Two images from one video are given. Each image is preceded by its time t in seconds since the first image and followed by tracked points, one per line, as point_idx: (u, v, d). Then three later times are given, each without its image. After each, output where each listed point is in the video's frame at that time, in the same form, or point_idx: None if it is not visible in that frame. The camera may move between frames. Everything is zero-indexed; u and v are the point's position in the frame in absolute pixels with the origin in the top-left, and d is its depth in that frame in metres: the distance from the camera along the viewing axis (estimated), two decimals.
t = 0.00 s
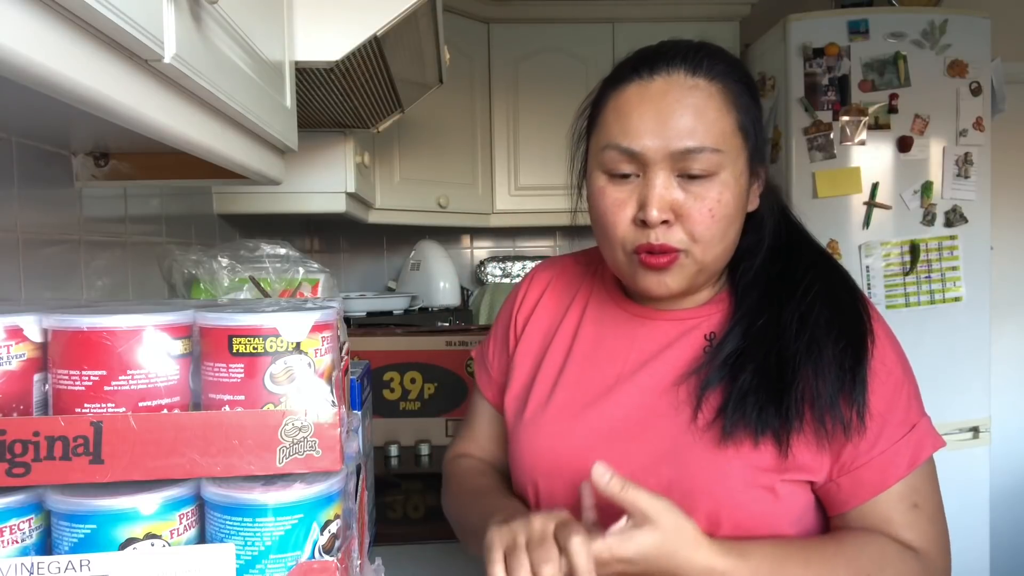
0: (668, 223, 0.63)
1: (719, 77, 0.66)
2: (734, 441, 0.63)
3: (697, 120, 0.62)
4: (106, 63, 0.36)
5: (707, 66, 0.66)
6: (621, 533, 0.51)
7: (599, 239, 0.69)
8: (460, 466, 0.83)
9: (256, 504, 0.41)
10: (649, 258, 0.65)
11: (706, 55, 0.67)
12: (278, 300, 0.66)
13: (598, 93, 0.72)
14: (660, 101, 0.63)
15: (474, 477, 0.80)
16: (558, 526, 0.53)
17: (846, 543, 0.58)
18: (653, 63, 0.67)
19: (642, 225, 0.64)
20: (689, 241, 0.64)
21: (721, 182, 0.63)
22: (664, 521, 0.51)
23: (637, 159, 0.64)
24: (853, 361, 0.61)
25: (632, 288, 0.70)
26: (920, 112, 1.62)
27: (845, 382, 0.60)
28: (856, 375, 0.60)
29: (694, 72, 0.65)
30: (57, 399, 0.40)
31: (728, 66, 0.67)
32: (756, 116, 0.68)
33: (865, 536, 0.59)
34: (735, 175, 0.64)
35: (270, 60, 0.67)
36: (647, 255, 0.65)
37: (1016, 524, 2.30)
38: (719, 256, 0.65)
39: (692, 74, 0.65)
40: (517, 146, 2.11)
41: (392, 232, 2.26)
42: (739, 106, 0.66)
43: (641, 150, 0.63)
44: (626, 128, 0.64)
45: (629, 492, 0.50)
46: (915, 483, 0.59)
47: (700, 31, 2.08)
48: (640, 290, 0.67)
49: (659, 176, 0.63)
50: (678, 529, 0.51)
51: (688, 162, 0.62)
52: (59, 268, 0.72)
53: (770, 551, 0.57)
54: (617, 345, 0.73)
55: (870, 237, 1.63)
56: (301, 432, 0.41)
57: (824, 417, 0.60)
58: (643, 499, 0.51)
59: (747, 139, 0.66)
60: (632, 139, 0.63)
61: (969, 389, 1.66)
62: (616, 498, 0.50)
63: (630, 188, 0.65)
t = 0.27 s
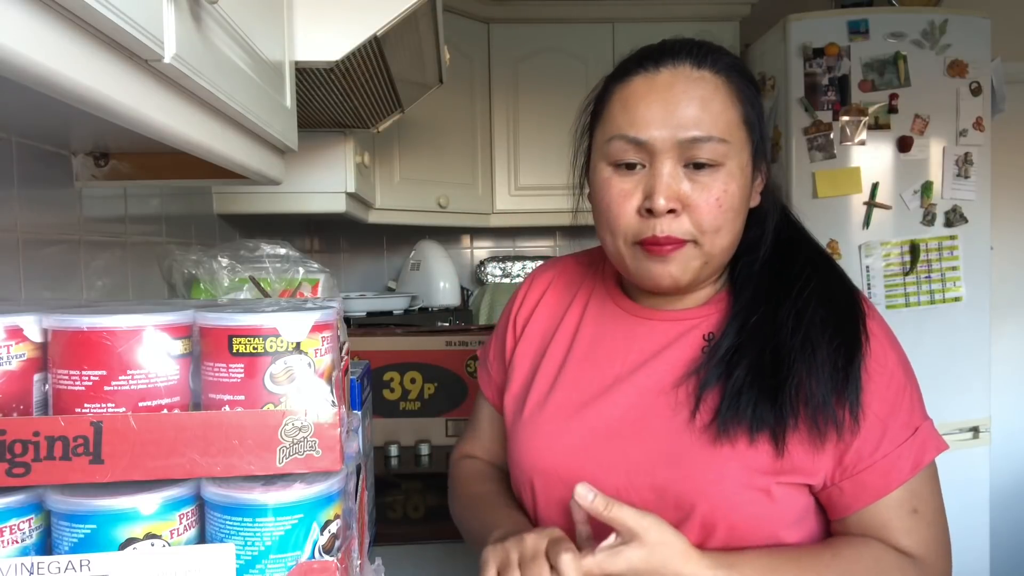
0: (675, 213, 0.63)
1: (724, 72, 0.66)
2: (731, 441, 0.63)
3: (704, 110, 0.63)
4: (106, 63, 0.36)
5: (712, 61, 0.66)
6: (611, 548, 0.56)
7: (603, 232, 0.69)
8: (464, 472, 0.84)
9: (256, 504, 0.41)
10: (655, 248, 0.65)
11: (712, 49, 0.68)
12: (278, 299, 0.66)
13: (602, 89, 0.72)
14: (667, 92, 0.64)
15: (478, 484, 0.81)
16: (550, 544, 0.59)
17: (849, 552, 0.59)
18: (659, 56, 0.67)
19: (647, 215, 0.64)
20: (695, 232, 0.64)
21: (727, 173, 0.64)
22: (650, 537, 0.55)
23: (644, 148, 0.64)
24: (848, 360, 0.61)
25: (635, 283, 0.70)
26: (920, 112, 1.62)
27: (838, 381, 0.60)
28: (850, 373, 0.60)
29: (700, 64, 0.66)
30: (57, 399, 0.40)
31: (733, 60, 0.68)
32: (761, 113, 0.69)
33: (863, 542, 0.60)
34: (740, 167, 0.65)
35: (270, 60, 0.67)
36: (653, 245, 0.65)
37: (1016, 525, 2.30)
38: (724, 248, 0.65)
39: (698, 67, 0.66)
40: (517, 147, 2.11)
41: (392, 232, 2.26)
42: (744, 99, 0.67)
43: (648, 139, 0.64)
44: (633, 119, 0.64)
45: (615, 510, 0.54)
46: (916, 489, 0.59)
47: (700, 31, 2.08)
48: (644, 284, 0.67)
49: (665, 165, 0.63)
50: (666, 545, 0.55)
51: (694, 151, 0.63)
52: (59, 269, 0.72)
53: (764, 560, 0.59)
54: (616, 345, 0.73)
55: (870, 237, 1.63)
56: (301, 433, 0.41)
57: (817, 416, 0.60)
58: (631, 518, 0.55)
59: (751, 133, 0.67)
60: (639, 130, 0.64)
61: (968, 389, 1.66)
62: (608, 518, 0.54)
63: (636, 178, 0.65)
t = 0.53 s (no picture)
0: (674, 212, 0.63)
1: (723, 71, 0.66)
2: (732, 444, 0.63)
3: (702, 110, 0.63)
4: (106, 63, 0.36)
5: (711, 60, 0.66)
6: (605, 545, 0.58)
7: (602, 232, 0.69)
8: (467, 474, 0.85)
9: (256, 504, 0.41)
10: (654, 248, 0.65)
11: (711, 48, 0.68)
12: (278, 299, 0.66)
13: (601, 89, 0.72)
14: (665, 92, 0.64)
15: (480, 487, 0.81)
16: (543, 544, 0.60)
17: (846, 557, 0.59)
18: (658, 56, 0.67)
19: (646, 215, 0.64)
20: (695, 231, 0.63)
21: (726, 172, 0.64)
22: (643, 533, 0.56)
23: (642, 148, 0.64)
24: (848, 363, 0.61)
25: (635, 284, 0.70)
26: (920, 112, 1.62)
27: (838, 384, 0.60)
28: (850, 377, 0.60)
29: (699, 64, 0.66)
30: (57, 399, 0.40)
31: (733, 60, 0.68)
32: (761, 112, 0.69)
33: (862, 546, 0.60)
34: (740, 166, 0.65)
35: (270, 59, 0.67)
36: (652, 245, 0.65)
37: (1016, 525, 2.30)
38: (724, 248, 0.65)
39: (697, 66, 0.66)
40: (517, 147, 2.11)
41: (392, 232, 2.26)
42: (744, 98, 0.67)
43: (646, 140, 0.64)
44: (631, 119, 0.65)
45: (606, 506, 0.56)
46: (915, 494, 0.60)
47: (700, 30, 2.08)
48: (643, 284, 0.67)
49: (663, 165, 0.63)
50: (659, 543, 0.56)
51: (692, 151, 0.63)
52: (59, 269, 0.72)
53: (763, 564, 0.59)
54: (617, 347, 0.73)
55: (870, 237, 1.63)
56: (301, 432, 0.41)
57: (818, 420, 0.60)
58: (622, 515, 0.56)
59: (751, 132, 0.67)
60: (637, 130, 0.64)
61: (968, 389, 1.66)
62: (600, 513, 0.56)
63: (634, 178, 0.65)
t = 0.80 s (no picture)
0: (681, 213, 0.63)
1: (727, 72, 0.66)
2: (737, 443, 0.63)
3: (708, 110, 0.63)
4: (106, 63, 0.36)
5: (716, 61, 0.67)
6: (611, 548, 0.58)
7: (606, 234, 0.68)
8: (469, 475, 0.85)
9: (256, 504, 0.41)
10: (660, 250, 0.65)
11: (715, 49, 0.68)
12: (278, 300, 0.66)
13: (603, 90, 0.72)
14: (671, 92, 0.64)
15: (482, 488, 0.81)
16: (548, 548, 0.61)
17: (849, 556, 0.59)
18: (663, 56, 0.67)
19: (653, 216, 0.64)
20: (701, 232, 0.64)
21: (732, 173, 0.64)
22: (649, 536, 0.56)
23: (649, 149, 0.64)
24: (852, 362, 0.61)
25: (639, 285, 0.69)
26: (920, 112, 1.62)
27: (842, 382, 0.60)
28: (854, 375, 0.60)
29: (703, 65, 0.66)
30: (57, 399, 0.40)
31: (737, 60, 0.68)
32: (764, 111, 0.69)
33: (866, 546, 0.60)
34: (745, 167, 0.65)
35: (270, 60, 0.67)
36: (658, 246, 0.65)
37: (1016, 525, 2.30)
38: (729, 249, 0.66)
39: (702, 66, 0.66)
40: (517, 147, 2.11)
41: (392, 231, 2.26)
42: (748, 99, 0.67)
43: (652, 140, 0.64)
44: (637, 119, 0.65)
45: (610, 509, 0.56)
46: (918, 494, 0.60)
47: (700, 30, 2.08)
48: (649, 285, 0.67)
49: (670, 165, 0.63)
50: (665, 545, 0.57)
51: (699, 151, 0.63)
52: (59, 268, 0.72)
53: (767, 564, 0.59)
54: (620, 347, 0.73)
55: (870, 237, 1.63)
56: (301, 432, 0.41)
57: (822, 418, 0.60)
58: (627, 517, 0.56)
59: (756, 133, 0.67)
60: (643, 130, 0.64)
61: (968, 389, 1.66)
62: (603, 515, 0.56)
63: (640, 179, 0.65)
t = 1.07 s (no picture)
0: (691, 212, 0.63)
1: (737, 73, 0.67)
2: (740, 439, 0.63)
3: (719, 109, 0.64)
4: (106, 63, 0.36)
5: (726, 61, 0.67)
6: (615, 544, 0.58)
7: (614, 234, 0.68)
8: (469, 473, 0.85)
9: (256, 504, 0.41)
10: (669, 249, 0.64)
11: (724, 50, 0.68)
12: (279, 300, 0.66)
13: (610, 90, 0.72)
14: (682, 90, 0.64)
15: (480, 484, 0.82)
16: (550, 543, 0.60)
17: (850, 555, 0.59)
18: (673, 56, 0.67)
19: (664, 215, 0.64)
20: (711, 231, 0.64)
21: (742, 173, 0.64)
22: (654, 534, 0.56)
23: (659, 147, 0.64)
24: (856, 359, 0.61)
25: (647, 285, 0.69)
26: (920, 112, 1.62)
27: (847, 378, 0.60)
28: (858, 371, 0.60)
29: (713, 65, 0.66)
30: (57, 399, 0.40)
31: (745, 61, 0.69)
32: (770, 110, 0.70)
33: (869, 544, 0.60)
34: (754, 168, 0.66)
35: (270, 60, 0.67)
36: (667, 246, 0.65)
37: (1016, 525, 2.30)
38: (738, 248, 0.66)
39: (712, 66, 0.66)
40: (517, 147, 2.11)
41: (392, 232, 2.26)
42: (756, 100, 0.67)
43: (664, 139, 0.64)
44: (648, 118, 0.65)
45: (614, 505, 0.56)
46: (920, 492, 0.60)
47: (700, 30, 2.08)
48: (657, 284, 0.67)
49: (680, 164, 0.64)
50: (669, 542, 0.56)
51: (710, 150, 0.63)
52: (59, 268, 0.72)
53: (769, 563, 0.59)
54: (623, 344, 0.73)
55: (870, 237, 1.63)
56: (301, 432, 0.41)
57: (826, 413, 0.60)
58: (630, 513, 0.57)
59: (764, 134, 0.68)
60: (655, 129, 0.64)
61: (968, 389, 1.66)
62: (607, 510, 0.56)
63: (649, 178, 0.65)
